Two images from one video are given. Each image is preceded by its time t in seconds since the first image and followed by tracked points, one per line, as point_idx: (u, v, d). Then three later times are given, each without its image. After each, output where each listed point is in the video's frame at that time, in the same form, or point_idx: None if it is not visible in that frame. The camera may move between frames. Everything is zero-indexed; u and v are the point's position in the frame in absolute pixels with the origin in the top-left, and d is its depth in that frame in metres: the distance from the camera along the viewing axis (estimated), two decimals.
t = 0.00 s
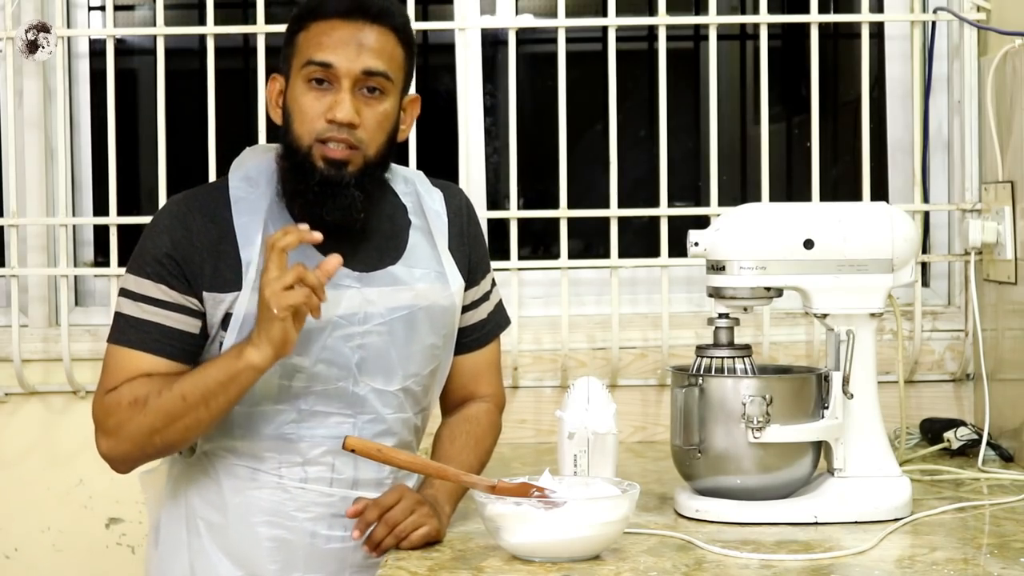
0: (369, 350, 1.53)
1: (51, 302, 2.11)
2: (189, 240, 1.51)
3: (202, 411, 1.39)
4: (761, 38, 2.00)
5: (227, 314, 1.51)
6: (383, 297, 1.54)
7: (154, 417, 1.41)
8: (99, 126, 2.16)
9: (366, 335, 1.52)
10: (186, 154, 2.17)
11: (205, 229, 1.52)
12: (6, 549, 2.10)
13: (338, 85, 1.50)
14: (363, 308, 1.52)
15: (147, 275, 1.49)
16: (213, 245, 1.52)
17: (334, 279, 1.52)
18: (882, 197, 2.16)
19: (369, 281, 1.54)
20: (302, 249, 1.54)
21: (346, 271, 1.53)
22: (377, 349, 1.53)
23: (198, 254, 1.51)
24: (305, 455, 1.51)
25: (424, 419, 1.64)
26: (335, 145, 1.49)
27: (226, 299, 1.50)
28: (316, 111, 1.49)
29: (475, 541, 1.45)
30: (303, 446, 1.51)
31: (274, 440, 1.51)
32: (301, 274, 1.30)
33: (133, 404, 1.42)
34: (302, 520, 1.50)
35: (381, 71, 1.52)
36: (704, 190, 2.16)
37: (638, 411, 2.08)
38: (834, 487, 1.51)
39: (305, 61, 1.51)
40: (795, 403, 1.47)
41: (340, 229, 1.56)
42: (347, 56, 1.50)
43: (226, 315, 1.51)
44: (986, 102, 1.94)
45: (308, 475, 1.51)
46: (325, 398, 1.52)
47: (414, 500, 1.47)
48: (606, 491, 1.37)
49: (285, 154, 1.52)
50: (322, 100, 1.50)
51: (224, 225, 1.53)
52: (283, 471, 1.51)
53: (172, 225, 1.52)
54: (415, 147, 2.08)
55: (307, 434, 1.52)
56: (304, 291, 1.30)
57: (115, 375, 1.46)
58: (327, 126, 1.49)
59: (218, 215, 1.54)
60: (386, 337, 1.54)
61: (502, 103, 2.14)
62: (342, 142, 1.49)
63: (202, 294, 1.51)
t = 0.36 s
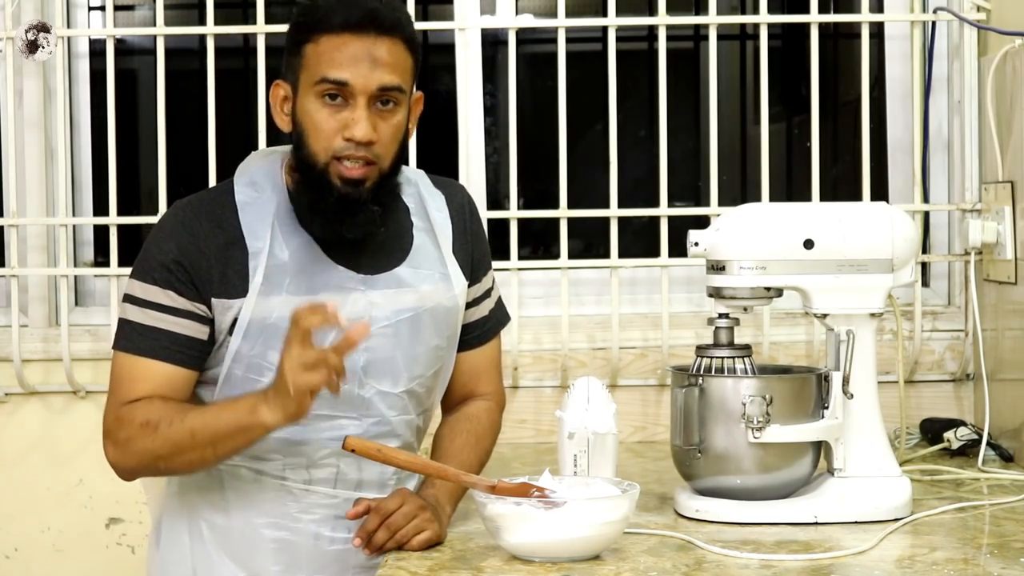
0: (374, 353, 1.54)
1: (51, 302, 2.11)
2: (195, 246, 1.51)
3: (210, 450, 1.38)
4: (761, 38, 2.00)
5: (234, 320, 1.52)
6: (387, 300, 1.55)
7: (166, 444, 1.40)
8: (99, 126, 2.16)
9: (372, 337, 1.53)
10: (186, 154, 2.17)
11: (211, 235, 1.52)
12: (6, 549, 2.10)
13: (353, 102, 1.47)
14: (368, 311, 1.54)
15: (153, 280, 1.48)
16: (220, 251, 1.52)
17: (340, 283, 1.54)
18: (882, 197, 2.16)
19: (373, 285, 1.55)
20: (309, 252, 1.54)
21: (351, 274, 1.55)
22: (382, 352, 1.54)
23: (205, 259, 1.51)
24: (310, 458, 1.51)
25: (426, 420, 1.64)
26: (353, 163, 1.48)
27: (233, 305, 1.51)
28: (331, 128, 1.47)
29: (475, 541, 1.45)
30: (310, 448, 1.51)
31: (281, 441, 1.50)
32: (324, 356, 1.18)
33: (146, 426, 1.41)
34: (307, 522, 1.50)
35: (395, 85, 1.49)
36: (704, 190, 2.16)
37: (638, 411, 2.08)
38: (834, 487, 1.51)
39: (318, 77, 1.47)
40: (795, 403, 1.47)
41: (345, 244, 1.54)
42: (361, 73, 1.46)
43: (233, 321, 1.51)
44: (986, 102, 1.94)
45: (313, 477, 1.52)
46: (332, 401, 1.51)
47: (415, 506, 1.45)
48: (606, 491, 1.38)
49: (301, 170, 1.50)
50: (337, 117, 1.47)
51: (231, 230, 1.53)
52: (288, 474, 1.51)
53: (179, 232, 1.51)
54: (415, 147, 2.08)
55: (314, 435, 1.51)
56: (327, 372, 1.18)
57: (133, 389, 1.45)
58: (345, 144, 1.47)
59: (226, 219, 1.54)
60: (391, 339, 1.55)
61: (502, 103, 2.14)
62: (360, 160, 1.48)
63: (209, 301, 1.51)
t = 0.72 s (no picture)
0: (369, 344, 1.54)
1: (51, 302, 2.11)
2: (186, 239, 1.52)
3: (206, 451, 1.36)
4: (761, 38, 2.00)
5: (229, 310, 1.52)
6: (382, 289, 1.55)
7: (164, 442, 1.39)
8: (99, 126, 2.16)
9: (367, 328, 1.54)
10: (186, 154, 2.17)
11: (202, 229, 1.53)
12: (6, 549, 2.10)
13: (327, 97, 1.48)
14: (364, 300, 1.54)
15: (147, 275, 1.49)
16: (211, 244, 1.52)
17: (334, 276, 1.54)
18: (882, 197, 2.16)
19: (367, 276, 1.55)
20: (299, 246, 1.55)
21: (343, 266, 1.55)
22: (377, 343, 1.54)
23: (197, 252, 1.51)
24: (310, 453, 1.51)
25: (424, 418, 1.63)
26: (339, 156, 1.49)
27: (227, 296, 1.51)
28: (310, 127, 1.48)
29: (475, 541, 1.45)
30: (311, 443, 1.51)
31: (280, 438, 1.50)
32: (318, 356, 1.18)
33: (145, 421, 1.41)
34: (309, 519, 1.51)
35: (364, 72, 1.50)
36: (704, 190, 2.16)
37: (638, 411, 2.08)
38: (834, 487, 1.51)
39: (289, 79, 1.48)
40: (795, 403, 1.47)
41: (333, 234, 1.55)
42: (330, 68, 1.47)
43: (227, 312, 1.52)
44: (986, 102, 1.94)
45: (314, 474, 1.52)
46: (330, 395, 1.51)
47: (416, 506, 1.45)
48: (606, 491, 1.38)
49: (288, 172, 1.51)
50: (314, 115, 1.48)
51: (221, 226, 1.54)
52: (288, 471, 1.51)
53: (170, 228, 1.52)
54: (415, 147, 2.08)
55: (313, 431, 1.51)
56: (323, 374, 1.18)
57: (135, 382, 1.45)
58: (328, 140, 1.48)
59: (215, 215, 1.54)
60: (386, 330, 1.54)
61: (502, 103, 2.14)
62: (345, 152, 1.49)
63: (204, 291, 1.51)
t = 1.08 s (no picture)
0: (367, 346, 1.53)
1: (51, 302, 2.11)
2: (179, 243, 1.52)
3: (194, 434, 1.37)
4: (761, 38, 2.00)
5: (223, 312, 1.52)
6: (379, 291, 1.54)
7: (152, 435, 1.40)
8: (99, 126, 2.16)
9: (364, 330, 1.52)
10: (186, 154, 2.17)
11: (195, 232, 1.53)
12: (6, 549, 2.11)
13: (311, 96, 1.48)
14: (361, 302, 1.53)
15: (139, 280, 1.49)
16: (204, 248, 1.52)
17: (330, 276, 1.54)
18: (882, 197, 2.16)
19: (363, 277, 1.54)
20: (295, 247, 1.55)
21: (339, 267, 1.54)
22: (374, 345, 1.53)
23: (190, 256, 1.51)
24: (307, 454, 1.51)
25: (423, 417, 1.63)
26: (325, 154, 1.49)
27: (220, 299, 1.51)
28: (296, 126, 1.48)
29: (475, 541, 1.45)
30: (308, 444, 1.51)
31: (277, 439, 1.51)
32: (292, 314, 1.21)
33: (132, 418, 1.41)
34: (304, 519, 1.51)
35: (350, 71, 1.50)
36: (704, 190, 2.16)
37: (638, 411, 2.08)
38: (834, 487, 1.51)
39: (274, 77, 1.48)
40: (795, 403, 1.47)
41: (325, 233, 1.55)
42: (313, 66, 1.48)
43: (221, 313, 1.51)
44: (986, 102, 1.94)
45: (310, 474, 1.52)
46: (327, 397, 1.52)
47: (416, 506, 1.45)
48: (606, 491, 1.38)
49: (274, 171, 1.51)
50: (299, 113, 1.49)
51: (216, 228, 1.54)
52: (285, 471, 1.52)
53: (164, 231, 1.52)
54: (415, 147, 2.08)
55: (310, 432, 1.51)
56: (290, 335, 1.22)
57: (123, 385, 1.46)
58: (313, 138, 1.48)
59: (209, 218, 1.54)
60: (383, 331, 1.54)
61: (502, 103, 2.14)
62: (331, 150, 1.50)
63: (196, 296, 1.51)
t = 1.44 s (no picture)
0: (360, 336, 1.53)
1: (51, 302, 2.11)
2: (167, 242, 1.52)
3: (181, 434, 1.37)
4: (761, 38, 2.00)
5: (213, 307, 1.51)
6: (371, 282, 1.54)
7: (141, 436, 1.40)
8: (99, 126, 2.16)
9: (356, 321, 1.53)
10: (186, 154, 2.17)
11: (184, 231, 1.53)
12: (6, 549, 2.10)
13: (291, 54, 1.53)
14: (354, 293, 1.53)
15: (127, 282, 1.49)
16: (195, 243, 1.52)
17: (323, 268, 1.54)
18: (882, 197, 2.16)
19: (356, 268, 1.54)
20: (286, 240, 1.55)
21: (333, 259, 1.54)
22: (367, 336, 1.53)
23: (179, 254, 1.51)
24: (303, 453, 1.52)
25: (420, 414, 1.63)
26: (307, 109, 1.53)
27: (211, 293, 1.51)
28: (277, 85, 1.53)
29: (475, 541, 1.45)
30: (304, 443, 1.52)
31: (273, 436, 1.51)
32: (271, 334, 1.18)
33: (117, 421, 1.42)
34: (302, 519, 1.50)
35: (328, 30, 1.55)
36: (704, 190, 2.16)
37: (638, 411, 2.08)
38: (834, 487, 1.51)
39: (253, 42, 1.54)
40: (795, 403, 1.47)
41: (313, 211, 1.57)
42: (293, 25, 1.54)
43: (212, 309, 1.51)
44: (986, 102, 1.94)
45: (307, 473, 1.52)
46: (321, 390, 1.52)
47: (416, 506, 1.45)
48: (606, 491, 1.37)
49: (259, 136, 1.54)
50: (280, 74, 1.53)
51: (208, 222, 1.54)
52: (282, 470, 1.51)
53: (154, 229, 1.52)
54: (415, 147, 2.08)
55: (304, 429, 1.52)
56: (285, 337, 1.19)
57: (106, 387, 1.46)
58: (295, 94, 1.52)
59: (201, 212, 1.55)
60: (378, 323, 1.54)
61: (502, 103, 2.14)
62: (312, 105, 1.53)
63: (184, 295, 1.51)
